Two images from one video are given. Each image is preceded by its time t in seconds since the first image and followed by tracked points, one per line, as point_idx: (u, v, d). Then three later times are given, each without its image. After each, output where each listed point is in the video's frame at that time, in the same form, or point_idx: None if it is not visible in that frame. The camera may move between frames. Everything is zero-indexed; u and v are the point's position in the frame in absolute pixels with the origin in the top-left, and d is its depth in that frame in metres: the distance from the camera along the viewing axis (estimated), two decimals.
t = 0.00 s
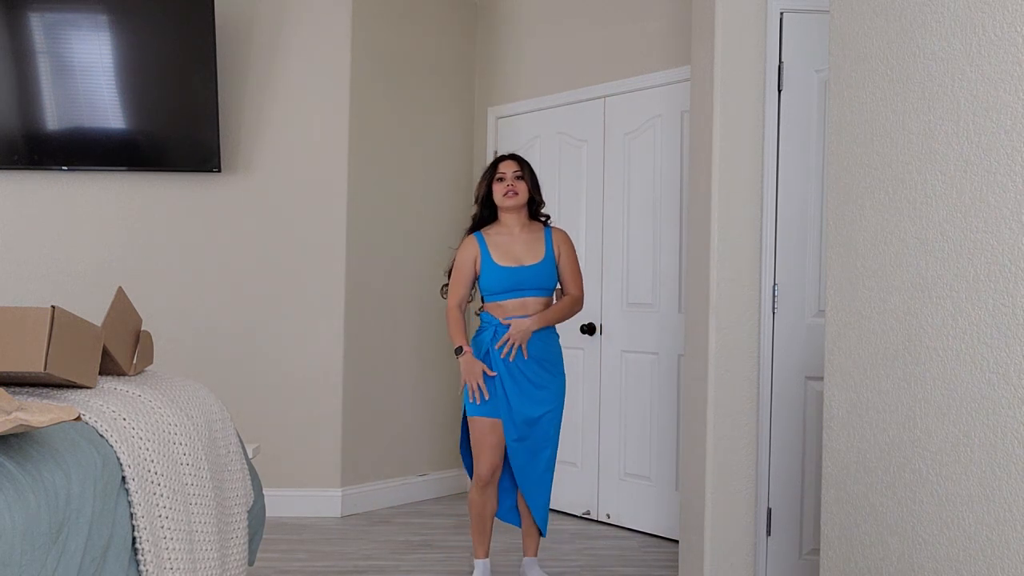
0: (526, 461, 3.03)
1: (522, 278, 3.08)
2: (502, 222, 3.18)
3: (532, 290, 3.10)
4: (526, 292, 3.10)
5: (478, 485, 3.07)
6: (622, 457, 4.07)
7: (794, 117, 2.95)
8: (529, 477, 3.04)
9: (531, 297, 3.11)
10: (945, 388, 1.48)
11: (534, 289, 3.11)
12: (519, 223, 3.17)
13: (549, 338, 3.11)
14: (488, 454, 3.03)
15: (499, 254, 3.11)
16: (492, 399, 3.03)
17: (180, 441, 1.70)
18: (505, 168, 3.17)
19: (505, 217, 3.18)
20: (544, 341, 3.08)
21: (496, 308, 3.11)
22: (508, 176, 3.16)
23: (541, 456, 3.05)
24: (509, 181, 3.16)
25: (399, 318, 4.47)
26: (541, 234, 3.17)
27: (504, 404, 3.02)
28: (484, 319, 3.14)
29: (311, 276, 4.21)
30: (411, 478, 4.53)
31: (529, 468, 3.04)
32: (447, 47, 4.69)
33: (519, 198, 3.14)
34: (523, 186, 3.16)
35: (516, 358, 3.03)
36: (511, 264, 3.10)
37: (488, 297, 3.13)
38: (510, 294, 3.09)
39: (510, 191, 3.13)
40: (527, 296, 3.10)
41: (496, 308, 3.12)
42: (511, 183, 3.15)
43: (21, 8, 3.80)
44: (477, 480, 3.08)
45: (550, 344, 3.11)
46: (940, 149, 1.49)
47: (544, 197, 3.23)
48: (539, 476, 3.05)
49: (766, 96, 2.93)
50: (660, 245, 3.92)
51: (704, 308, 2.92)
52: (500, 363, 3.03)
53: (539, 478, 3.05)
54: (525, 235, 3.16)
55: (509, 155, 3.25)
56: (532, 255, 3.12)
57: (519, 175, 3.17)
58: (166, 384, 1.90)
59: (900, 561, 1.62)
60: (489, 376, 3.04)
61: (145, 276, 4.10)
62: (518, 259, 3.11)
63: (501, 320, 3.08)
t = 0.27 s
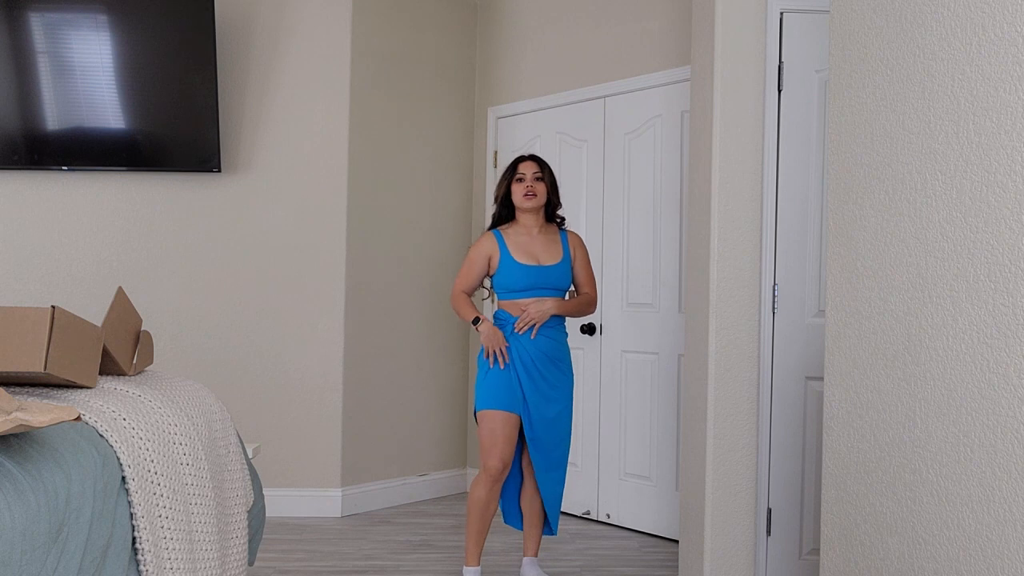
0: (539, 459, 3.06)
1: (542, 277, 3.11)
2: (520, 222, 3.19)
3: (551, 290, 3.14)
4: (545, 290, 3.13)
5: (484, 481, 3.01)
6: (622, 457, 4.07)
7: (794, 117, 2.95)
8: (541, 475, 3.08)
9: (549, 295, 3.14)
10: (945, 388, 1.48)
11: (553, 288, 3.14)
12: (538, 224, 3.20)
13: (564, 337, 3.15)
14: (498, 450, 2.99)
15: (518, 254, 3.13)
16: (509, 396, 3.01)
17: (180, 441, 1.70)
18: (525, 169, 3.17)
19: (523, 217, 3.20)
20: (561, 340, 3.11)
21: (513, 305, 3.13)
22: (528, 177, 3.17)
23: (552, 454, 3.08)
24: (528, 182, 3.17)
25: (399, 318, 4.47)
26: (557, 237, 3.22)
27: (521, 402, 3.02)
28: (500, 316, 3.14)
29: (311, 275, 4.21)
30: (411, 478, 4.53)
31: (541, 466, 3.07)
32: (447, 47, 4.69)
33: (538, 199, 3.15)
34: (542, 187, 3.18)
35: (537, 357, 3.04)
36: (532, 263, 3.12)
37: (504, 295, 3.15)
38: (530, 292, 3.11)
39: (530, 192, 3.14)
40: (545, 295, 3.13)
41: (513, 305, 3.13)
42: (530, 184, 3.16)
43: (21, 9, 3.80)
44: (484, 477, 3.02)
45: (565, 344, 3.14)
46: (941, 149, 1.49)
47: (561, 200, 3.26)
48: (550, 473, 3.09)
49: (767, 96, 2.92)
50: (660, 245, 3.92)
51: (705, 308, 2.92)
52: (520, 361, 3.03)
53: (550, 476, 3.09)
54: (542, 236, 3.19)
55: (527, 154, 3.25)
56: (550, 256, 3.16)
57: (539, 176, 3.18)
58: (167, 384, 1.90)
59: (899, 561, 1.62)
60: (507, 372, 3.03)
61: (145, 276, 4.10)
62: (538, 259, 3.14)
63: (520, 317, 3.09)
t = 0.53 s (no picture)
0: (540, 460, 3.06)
1: (547, 277, 3.12)
2: (526, 222, 3.19)
3: (555, 290, 3.14)
4: (550, 290, 3.13)
5: (486, 481, 3.01)
6: (623, 457, 4.07)
7: (794, 117, 2.94)
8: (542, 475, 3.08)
9: (553, 296, 3.14)
10: (945, 388, 1.48)
11: (558, 289, 3.15)
12: (544, 224, 3.20)
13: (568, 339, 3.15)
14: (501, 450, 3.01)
15: (523, 253, 3.13)
16: (512, 396, 3.02)
17: (180, 441, 1.70)
18: (533, 170, 3.18)
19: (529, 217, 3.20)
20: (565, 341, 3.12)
21: (518, 304, 3.13)
22: (536, 178, 3.17)
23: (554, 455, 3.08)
24: (535, 183, 3.17)
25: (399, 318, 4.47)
26: (563, 238, 3.22)
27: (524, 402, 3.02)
28: (504, 315, 3.13)
29: (311, 275, 4.21)
30: (411, 477, 4.53)
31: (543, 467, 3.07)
32: (447, 47, 4.69)
33: (545, 200, 3.16)
34: (549, 188, 3.18)
35: (540, 358, 3.05)
36: (537, 263, 3.12)
37: (509, 294, 3.14)
38: (534, 291, 3.11)
39: (538, 192, 3.14)
40: (549, 295, 3.13)
41: (517, 305, 3.13)
42: (538, 184, 3.16)
43: (21, 9, 3.80)
44: (486, 477, 3.02)
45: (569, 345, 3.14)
46: (941, 149, 1.49)
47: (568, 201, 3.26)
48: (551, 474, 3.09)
49: (767, 96, 2.92)
50: (660, 244, 3.92)
51: (705, 309, 2.92)
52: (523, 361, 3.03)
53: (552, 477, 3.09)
54: (547, 236, 3.19)
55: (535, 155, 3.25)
56: (555, 256, 3.16)
57: (546, 177, 3.18)
58: (167, 384, 1.90)
59: (899, 561, 1.62)
60: (511, 373, 3.03)
61: (145, 276, 4.10)
62: (543, 258, 3.14)
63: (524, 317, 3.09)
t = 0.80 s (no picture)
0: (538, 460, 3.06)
1: (547, 279, 3.10)
2: (529, 223, 3.19)
3: (554, 291, 3.12)
4: (550, 292, 3.12)
5: (483, 480, 3.02)
6: (623, 457, 4.07)
7: (794, 117, 2.94)
8: (540, 476, 3.08)
9: (551, 297, 3.12)
10: (946, 388, 1.48)
11: (558, 291, 3.13)
12: (546, 226, 3.19)
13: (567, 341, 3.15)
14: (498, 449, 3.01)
15: (523, 253, 3.12)
16: (510, 396, 3.03)
17: (180, 441, 1.70)
18: (537, 170, 3.18)
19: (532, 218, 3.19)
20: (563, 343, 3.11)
21: (516, 304, 3.12)
22: (539, 179, 3.18)
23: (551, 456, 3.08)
24: (539, 183, 3.18)
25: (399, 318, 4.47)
26: (566, 239, 3.20)
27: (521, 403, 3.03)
28: (503, 315, 3.13)
29: (311, 275, 4.21)
30: (411, 477, 4.53)
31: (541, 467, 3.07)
32: (447, 47, 4.69)
33: (547, 201, 3.15)
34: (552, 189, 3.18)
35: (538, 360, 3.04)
36: (536, 263, 3.11)
37: (508, 294, 3.14)
38: (533, 292, 3.10)
39: (540, 193, 3.15)
40: (548, 296, 3.12)
41: (516, 305, 3.12)
42: (542, 185, 3.17)
43: (21, 9, 3.80)
44: (483, 476, 3.03)
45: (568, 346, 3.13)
46: (941, 149, 1.49)
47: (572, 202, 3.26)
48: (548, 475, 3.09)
49: (767, 96, 2.92)
50: (660, 244, 3.92)
51: (705, 309, 2.92)
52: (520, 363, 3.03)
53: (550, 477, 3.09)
54: (549, 237, 3.18)
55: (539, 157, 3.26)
56: (556, 257, 3.15)
57: (550, 178, 3.18)
58: (167, 384, 1.90)
59: (899, 561, 1.62)
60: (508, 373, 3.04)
61: (145, 276, 4.10)
62: (543, 259, 3.13)
63: (521, 319, 3.08)
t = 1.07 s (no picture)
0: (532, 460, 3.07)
1: (546, 279, 3.08)
2: (532, 222, 3.17)
3: (553, 292, 3.10)
4: (548, 292, 3.10)
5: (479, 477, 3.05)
6: (623, 457, 4.07)
7: (794, 117, 2.94)
8: (535, 476, 3.08)
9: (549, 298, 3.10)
10: (946, 388, 1.48)
11: (557, 292, 3.11)
12: (549, 226, 3.16)
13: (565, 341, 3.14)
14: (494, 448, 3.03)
15: (524, 253, 3.11)
16: (503, 397, 3.03)
17: (180, 441, 1.70)
18: (542, 170, 3.15)
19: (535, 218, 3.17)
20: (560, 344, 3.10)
21: (513, 303, 3.11)
22: (543, 179, 3.15)
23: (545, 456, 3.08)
24: (543, 184, 3.15)
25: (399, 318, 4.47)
26: (568, 239, 3.17)
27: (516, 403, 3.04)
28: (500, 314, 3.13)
29: (311, 275, 4.21)
30: (411, 477, 4.53)
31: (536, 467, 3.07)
32: (447, 47, 4.69)
33: (550, 201, 3.13)
34: (556, 189, 3.16)
35: (530, 360, 3.05)
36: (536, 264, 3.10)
37: (508, 293, 3.13)
38: (530, 292, 3.09)
39: (544, 193, 3.13)
40: (545, 297, 3.10)
41: (513, 304, 3.12)
42: (546, 185, 3.14)
43: (21, 9, 3.80)
44: (480, 473, 3.07)
45: (565, 348, 3.12)
46: (941, 149, 1.49)
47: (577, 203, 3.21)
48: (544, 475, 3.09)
49: (767, 96, 2.92)
50: (660, 245, 3.92)
51: (705, 309, 2.92)
52: (514, 363, 3.04)
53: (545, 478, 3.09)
54: (552, 237, 3.15)
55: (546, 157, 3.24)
56: (556, 258, 3.12)
57: (554, 178, 3.15)
58: (167, 384, 1.90)
59: (899, 561, 1.62)
60: (502, 372, 3.04)
61: (145, 276, 4.10)
62: (543, 260, 3.11)
63: (518, 319, 3.09)
